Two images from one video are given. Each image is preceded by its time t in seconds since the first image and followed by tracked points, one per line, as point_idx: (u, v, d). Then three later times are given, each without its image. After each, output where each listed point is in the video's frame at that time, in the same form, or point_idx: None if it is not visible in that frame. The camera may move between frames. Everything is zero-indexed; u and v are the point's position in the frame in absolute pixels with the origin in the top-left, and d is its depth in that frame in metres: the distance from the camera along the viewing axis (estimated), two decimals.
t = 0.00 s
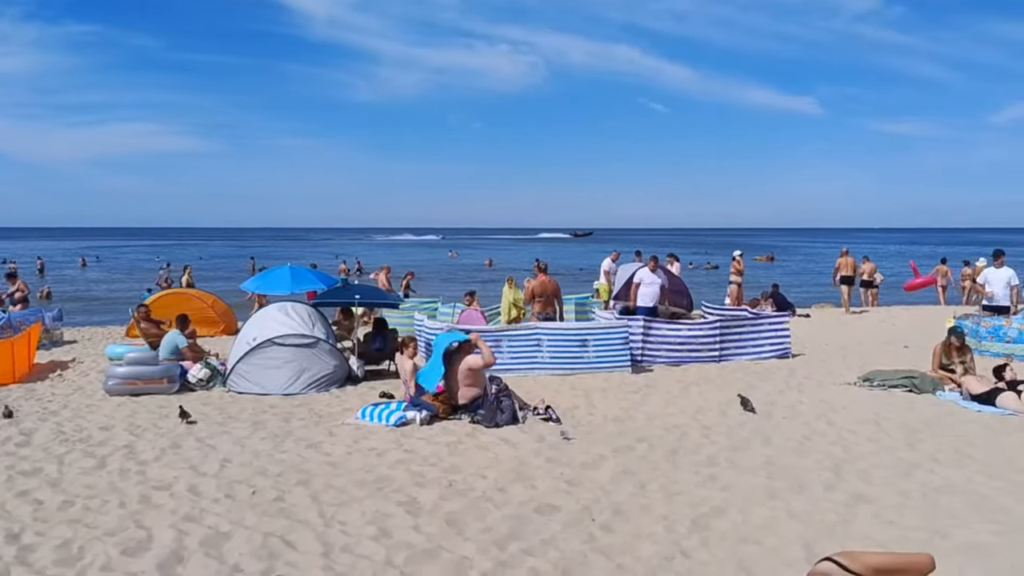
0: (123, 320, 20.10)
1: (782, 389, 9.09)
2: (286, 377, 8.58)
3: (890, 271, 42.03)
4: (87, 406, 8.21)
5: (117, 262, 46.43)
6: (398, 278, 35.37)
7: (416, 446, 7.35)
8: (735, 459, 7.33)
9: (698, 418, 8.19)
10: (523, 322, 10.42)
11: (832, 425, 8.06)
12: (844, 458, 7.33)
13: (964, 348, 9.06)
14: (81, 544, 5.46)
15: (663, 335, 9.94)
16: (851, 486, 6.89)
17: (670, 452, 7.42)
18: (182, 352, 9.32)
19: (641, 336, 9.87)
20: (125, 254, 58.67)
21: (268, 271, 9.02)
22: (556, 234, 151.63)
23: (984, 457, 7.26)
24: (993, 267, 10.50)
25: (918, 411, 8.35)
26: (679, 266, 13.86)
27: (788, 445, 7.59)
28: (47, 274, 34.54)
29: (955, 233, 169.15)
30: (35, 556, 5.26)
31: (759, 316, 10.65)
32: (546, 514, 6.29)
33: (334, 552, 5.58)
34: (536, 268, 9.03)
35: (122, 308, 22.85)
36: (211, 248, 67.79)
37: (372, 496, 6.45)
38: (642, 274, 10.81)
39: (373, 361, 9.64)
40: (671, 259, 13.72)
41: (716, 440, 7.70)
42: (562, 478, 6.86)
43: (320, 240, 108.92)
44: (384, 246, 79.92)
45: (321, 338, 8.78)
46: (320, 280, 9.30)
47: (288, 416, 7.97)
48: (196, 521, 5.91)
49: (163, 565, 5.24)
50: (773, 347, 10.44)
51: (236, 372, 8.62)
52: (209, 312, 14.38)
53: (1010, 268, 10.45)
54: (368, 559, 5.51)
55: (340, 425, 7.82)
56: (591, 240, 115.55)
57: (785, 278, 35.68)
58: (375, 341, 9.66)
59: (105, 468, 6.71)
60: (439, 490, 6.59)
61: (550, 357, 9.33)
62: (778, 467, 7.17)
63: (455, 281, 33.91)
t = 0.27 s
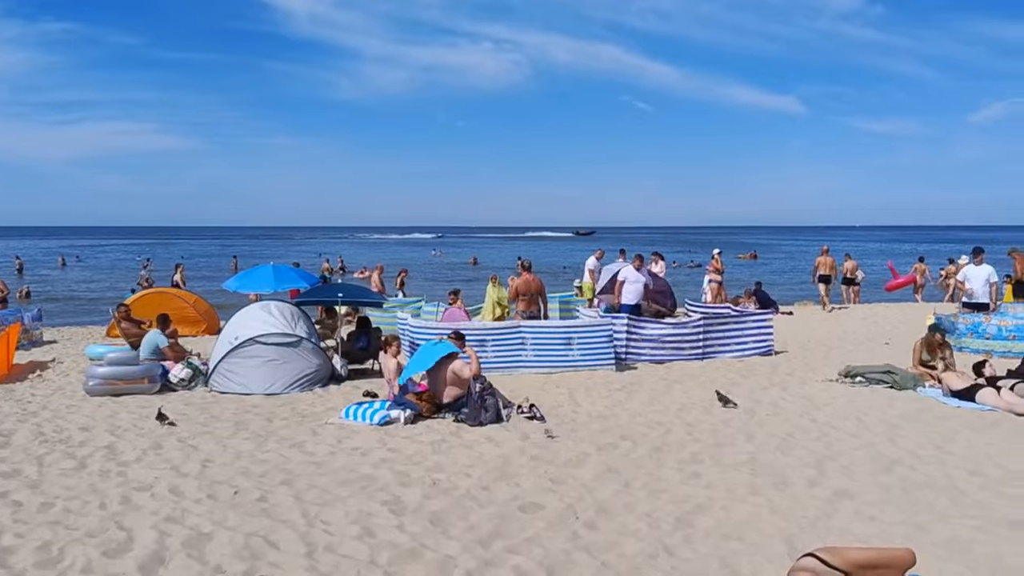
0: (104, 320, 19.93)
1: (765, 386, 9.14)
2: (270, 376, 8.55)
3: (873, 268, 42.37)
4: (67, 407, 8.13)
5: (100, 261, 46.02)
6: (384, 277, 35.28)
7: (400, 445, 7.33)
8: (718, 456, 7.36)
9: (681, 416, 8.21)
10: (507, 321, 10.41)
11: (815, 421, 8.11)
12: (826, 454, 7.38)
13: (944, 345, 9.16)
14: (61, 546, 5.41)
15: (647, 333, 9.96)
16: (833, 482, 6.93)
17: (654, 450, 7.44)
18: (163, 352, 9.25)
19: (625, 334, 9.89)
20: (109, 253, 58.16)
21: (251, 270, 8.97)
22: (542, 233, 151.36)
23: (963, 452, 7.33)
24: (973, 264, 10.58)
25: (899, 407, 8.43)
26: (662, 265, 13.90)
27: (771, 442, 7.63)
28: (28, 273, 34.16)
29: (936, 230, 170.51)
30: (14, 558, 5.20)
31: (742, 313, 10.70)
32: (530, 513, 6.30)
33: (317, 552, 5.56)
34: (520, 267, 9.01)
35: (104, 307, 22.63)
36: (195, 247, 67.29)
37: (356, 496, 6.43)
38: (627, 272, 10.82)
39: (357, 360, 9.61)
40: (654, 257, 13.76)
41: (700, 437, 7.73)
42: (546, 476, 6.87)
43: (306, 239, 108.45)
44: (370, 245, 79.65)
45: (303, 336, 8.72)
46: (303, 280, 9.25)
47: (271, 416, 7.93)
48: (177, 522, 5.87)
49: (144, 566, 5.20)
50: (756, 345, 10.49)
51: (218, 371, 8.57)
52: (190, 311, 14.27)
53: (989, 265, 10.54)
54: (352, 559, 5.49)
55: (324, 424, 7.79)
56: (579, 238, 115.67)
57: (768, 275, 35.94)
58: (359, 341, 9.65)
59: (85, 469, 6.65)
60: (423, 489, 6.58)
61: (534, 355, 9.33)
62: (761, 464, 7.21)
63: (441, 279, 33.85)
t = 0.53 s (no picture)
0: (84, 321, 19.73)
1: (746, 384, 9.19)
2: (250, 376, 8.50)
3: (855, 267, 42.72)
4: (44, 408, 8.04)
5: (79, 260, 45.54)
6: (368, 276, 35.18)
7: (382, 444, 7.31)
8: (699, 453, 7.39)
9: (663, 414, 8.25)
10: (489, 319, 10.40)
11: (795, 419, 8.17)
12: (806, 451, 7.43)
13: (922, 342, 9.21)
14: (37, 549, 5.35)
15: (630, 331, 9.98)
16: (812, 478, 6.99)
17: (635, 448, 7.46)
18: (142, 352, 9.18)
19: (607, 333, 9.91)
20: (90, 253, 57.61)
21: (231, 269, 8.90)
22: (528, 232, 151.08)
23: (941, 449, 7.41)
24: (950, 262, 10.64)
25: (878, 404, 8.50)
26: (644, 264, 13.93)
27: (752, 439, 7.68)
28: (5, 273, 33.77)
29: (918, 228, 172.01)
30: None
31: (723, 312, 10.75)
32: (512, 512, 6.30)
33: (297, 553, 5.54)
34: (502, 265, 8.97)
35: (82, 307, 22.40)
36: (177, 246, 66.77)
37: (337, 496, 6.41)
38: (609, 271, 10.83)
39: (338, 359, 9.58)
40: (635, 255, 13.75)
41: (681, 435, 7.76)
42: (528, 475, 6.87)
43: (291, 237, 107.89)
44: (354, 243, 79.31)
45: (284, 336, 8.70)
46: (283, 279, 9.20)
47: (251, 416, 7.89)
48: (156, 524, 5.82)
49: (122, 568, 5.16)
50: (737, 343, 10.55)
51: (198, 372, 8.51)
52: (169, 310, 14.18)
53: (965, 263, 10.61)
54: (332, 559, 5.47)
55: (305, 424, 7.76)
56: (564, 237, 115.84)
57: (751, 275, 36.15)
58: (341, 340, 9.59)
59: (62, 471, 6.59)
60: (404, 489, 6.57)
61: (516, 354, 9.33)
62: (741, 461, 7.25)
63: (424, 278, 33.78)
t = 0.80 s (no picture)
0: (57, 320, 19.47)
1: (722, 382, 9.26)
2: (225, 376, 8.44)
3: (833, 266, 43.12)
4: (15, 409, 7.94)
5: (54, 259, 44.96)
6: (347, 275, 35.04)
7: (359, 444, 7.29)
8: (675, 452, 7.43)
9: (640, 412, 8.29)
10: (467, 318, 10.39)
11: (770, 417, 8.24)
12: (781, 449, 7.49)
13: (894, 341, 9.25)
14: (7, 552, 5.28)
15: (608, 330, 10.01)
16: (787, 476, 7.05)
17: (612, 447, 7.49)
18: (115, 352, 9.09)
19: (585, 332, 9.94)
20: (67, 252, 56.90)
21: (205, 269, 8.86)
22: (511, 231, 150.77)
23: (913, 446, 7.51)
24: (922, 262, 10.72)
25: (851, 402, 8.59)
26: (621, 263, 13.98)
27: (728, 437, 7.73)
28: None
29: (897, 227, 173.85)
30: None
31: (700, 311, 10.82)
32: (489, 511, 6.30)
33: (272, 554, 5.51)
34: (479, 264, 8.96)
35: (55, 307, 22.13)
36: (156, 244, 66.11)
37: (313, 496, 6.38)
38: (587, 270, 10.86)
39: (315, 359, 9.54)
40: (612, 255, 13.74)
41: (657, 434, 7.80)
42: (505, 474, 6.88)
43: (272, 236, 107.17)
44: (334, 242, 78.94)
45: (260, 335, 8.65)
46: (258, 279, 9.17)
47: (226, 416, 7.84)
48: (129, 525, 5.77)
49: (93, 571, 5.10)
50: (714, 341, 10.63)
51: (172, 372, 8.43)
52: (144, 310, 14.05)
53: (938, 263, 10.70)
54: (307, 560, 5.45)
55: (281, 425, 7.71)
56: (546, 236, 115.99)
57: (730, 274, 36.41)
58: (317, 340, 9.56)
59: (33, 472, 6.50)
60: (381, 489, 6.55)
61: (494, 353, 9.33)
62: (717, 459, 7.31)
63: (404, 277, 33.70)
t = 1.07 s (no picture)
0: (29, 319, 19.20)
1: (699, 380, 9.32)
2: (201, 376, 8.38)
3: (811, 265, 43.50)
4: None
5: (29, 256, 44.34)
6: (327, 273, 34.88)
7: (336, 444, 7.26)
8: (653, 450, 7.47)
9: (618, 411, 8.32)
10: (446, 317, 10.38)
11: (747, 415, 8.30)
12: (757, 446, 7.56)
13: (870, 339, 9.36)
14: None
15: (587, 329, 10.04)
16: (763, 473, 7.11)
17: (590, 445, 7.51)
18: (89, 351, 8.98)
19: (564, 331, 9.96)
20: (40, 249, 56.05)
21: (179, 267, 8.80)
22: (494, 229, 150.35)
23: (887, 443, 7.60)
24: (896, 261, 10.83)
25: (827, 400, 8.68)
26: (600, 262, 14.01)
27: (705, 435, 7.79)
28: None
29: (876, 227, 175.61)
30: None
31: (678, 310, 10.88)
32: (467, 510, 6.31)
33: (248, 555, 5.48)
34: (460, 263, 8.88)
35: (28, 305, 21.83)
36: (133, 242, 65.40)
37: (290, 496, 6.35)
38: (566, 270, 10.89)
39: (292, 358, 9.49)
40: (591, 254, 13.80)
41: (635, 432, 7.84)
42: (483, 473, 6.88)
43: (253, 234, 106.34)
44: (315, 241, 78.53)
45: (236, 334, 8.59)
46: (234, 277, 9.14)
47: (202, 416, 7.78)
48: (103, 526, 5.71)
49: (66, 573, 5.04)
50: (691, 340, 10.70)
51: (146, 371, 8.35)
52: (118, 308, 13.92)
53: (911, 262, 10.84)
54: (284, 560, 5.42)
55: (257, 424, 7.67)
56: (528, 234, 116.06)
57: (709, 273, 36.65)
58: (295, 339, 9.55)
59: (5, 473, 6.42)
60: (359, 488, 6.54)
61: (473, 352, 9.33)
62: (694, 457, 7.35)
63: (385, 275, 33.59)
